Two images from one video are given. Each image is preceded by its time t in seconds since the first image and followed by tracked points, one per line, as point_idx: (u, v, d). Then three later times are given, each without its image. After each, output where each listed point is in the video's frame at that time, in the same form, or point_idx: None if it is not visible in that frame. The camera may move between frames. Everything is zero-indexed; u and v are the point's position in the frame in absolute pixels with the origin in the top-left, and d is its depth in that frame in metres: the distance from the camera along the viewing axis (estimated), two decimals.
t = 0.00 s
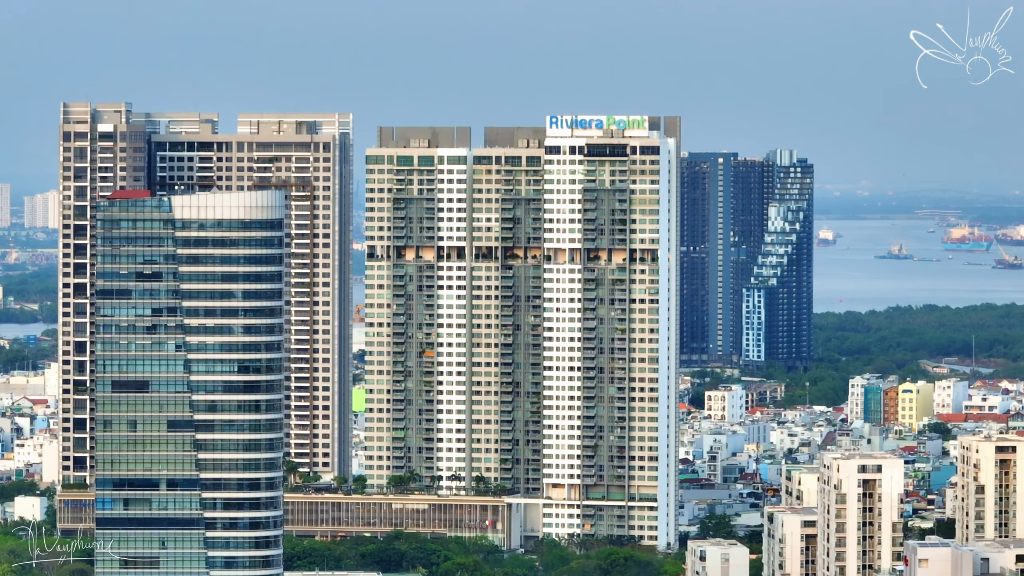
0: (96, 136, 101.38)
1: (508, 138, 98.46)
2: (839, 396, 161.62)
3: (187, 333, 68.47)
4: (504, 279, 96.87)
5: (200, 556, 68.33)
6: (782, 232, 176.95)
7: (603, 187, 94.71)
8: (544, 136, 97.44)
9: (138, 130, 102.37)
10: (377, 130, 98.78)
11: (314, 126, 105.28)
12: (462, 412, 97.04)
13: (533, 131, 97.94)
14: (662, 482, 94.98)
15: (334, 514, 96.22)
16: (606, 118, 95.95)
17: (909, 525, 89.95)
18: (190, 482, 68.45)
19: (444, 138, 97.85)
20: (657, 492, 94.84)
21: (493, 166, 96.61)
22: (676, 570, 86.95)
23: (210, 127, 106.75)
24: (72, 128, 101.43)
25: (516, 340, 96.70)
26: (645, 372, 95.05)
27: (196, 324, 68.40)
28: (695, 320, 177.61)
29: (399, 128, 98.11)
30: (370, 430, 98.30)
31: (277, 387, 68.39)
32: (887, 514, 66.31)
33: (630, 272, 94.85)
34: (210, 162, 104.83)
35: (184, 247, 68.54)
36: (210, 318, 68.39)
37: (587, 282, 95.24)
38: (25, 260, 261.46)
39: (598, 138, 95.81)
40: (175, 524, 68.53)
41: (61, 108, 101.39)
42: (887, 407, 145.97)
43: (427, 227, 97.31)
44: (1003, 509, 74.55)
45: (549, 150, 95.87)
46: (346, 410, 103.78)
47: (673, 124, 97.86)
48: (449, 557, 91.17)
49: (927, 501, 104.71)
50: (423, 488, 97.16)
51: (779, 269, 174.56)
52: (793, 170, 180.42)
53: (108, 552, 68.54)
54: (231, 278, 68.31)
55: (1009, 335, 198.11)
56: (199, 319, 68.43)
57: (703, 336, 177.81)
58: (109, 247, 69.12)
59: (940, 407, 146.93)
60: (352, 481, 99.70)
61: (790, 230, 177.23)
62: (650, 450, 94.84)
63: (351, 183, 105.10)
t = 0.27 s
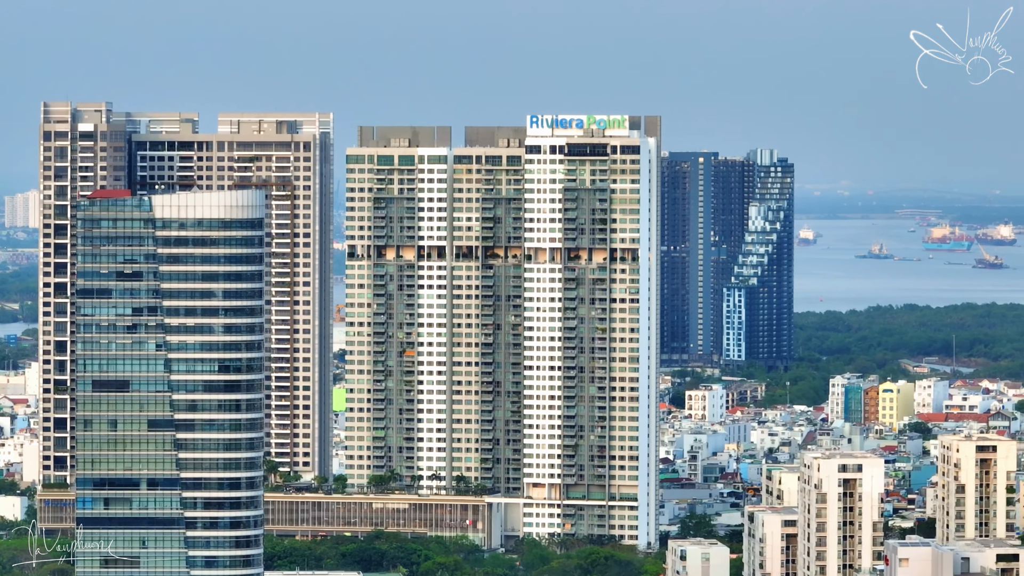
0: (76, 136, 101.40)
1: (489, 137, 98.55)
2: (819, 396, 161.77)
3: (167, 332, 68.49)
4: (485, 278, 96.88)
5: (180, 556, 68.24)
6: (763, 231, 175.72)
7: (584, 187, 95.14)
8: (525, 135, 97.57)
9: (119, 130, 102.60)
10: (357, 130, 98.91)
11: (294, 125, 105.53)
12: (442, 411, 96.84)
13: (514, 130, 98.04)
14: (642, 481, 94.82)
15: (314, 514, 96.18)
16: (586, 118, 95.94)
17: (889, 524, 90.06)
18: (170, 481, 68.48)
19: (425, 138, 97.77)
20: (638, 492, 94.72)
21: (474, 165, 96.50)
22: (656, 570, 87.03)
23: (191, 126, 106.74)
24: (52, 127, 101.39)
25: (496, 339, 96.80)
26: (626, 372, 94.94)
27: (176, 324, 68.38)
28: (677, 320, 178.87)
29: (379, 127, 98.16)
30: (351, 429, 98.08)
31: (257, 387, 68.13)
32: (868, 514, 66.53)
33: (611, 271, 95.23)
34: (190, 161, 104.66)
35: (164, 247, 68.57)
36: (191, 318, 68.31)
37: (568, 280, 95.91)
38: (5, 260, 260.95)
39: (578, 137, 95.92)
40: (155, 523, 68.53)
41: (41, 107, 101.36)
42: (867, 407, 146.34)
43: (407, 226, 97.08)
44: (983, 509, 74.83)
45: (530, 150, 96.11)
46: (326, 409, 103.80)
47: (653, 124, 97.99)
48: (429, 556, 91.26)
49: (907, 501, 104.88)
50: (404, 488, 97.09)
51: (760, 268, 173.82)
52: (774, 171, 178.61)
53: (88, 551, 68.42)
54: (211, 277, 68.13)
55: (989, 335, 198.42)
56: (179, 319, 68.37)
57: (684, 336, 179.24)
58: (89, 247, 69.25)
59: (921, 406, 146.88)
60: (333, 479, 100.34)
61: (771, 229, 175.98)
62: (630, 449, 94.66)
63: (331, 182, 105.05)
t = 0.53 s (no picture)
0: (56, 135, 101.47)
1: (469, 137, 98.64)
2: (799, 396, 161.98)
3: (147, 332, 68.56)
4: (464, 278, 97.06)
5: (160, 555, 68.31)
6: (743, 231, 177.55)
7: (563, 186, 94.91)
8: (504, 135, 97.69)
9: (99, 129, 102.26)
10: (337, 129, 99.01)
11: (275, 125, 105.68)
12: (422, 411, 97.19)
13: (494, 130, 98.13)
14: (622, 482, 94.98)
15: (295, 514, 96.29)
16: (566, 117, 96.06)
17: (868, 524, 90.18)
18: (150, 481, 68.45)
19: (405, 137, 97.79)
20: (617, 492, 94.91)
21: (454, 165, 97.00)
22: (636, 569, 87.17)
23: (171, 125, 106.81)
24: (32, 127, 101.54)
25: (476, 339, 96.83)
26: (605, 372, 95.16)
27: (156, 323, 68.48)
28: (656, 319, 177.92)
29: (360, 127, 98.40)
30: (331, 429, 98.36)
31: (237, 387, 68.33)
32: (848, 513, 66.72)
33: (590, 271, 95.14)
34: (170, 161, 104.75)
35: (144, 246, 68.50)
36: (171, 318, 68.42)
37: (548, 281, 95.48)
38: None
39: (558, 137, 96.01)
40: (135, 523, 68.51)
41: (21, 107, 101.48)
42: (847, 407, 146.28)
43: (387, 226, 97.47)
44: (963, 509, 75.16)
45: (510, 149, 96.18)
46: (306, 409, 103.53)
47: (633, 124, 98.07)
48: (409, 556, 91.34)
49: (887, 501, 105.09)
50: (384, 488, 97.41)
51: (739, 268, 175.07)
52: (754, 169, 179.94)
53: (68, 551, 68.41)
54: (191, 277, 68.28)
55: (969, 335, 198.78)
56: (159, 319, 68.48)
57: (664, 335, 178.24)
58: (69, 246, 69.05)
59: (900, 406, 147.76)
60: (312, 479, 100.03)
61: (751, 229, 177.87)
62: (610, 449, 94.96)
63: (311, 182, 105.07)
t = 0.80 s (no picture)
0: (36, 135, 101.73)
1: (449, 137, 98.88)
2: (779, 395, 162.18)
3: (127, 331, 68.43)
4: (445, 277, 97.01)
5: (140, 555, 68.19)
6: (724, 231, 176.76)
7: (543, 185, 95.25)
8: (485, 135, 97.95)
9: (79, 129, 103.38)
10: (317, 129, 99.11)
11: (255, 124, 105.37)
12: (402, 410, 96.99)
13: (474, 130, 98.35)
14: (602, 481, 94.97)
15: (275, 513, 96.12)
16: (546, 117, 96.25)
17: (849, 524, 90.18)
18: (131, 480, 68.42)
19: (385, 137, 97.94)
20: (598, 492, 94.93)
21: (434, 165, 96.89)
22: (616, 569, 87.28)
23: (151, 125, 106.88)
24: (13, 126, 101.35)
25: (457, 338, 96.93)
26: (586, 371, 95.18)
27: (137, 323, 68.29)
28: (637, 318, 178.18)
29: (340, 126, 98.51)
30: (311, 429, 98.43)
31: (217, 386, 68.10)
32: (828, 513, 66.77)
33: (570, 271, 95.45)
34: (151, 160, 105.13)
35: (124, 246, 68.38)
36: (151, 317, 68.21)
37: (528, 279, 96.09)
38: None
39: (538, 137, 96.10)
40: (115, 522, 68.55)
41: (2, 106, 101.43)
42: (827, 407, 146.09)
43: (368, 224, 97.42)
44: (943, 509, 75.26)
45: (490, 149, 96.24)
46: (286, 408, 103.67)
47: (613, 123, 98.18)
48: (389, 556, 91.41)
49: (867, 501, 105.21)
50: (364, 487, 97.36)
51: (720, 268, 174.78)
52: (734, 169, 180.17)
53: (49, 551, 68.62)
54: (172, 276, 67.97)
55: (949, 335, 199.04)
56: (139, 318, 68.29)
57: (644, 335, 178.91)
58: (50, 246, 69.20)
59: (881, 405, 147.96)
60: (292, 479, 99.93)
61: (731, 229, 177.12)
62: (591, 449, 94.91)
63: (292, 182, 105.03)
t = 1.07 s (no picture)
0: (17, 134, 101.53)
1: (429, 136, 98.89)
2: (759, 395, 162.40)
3: (108, 331, 68.32)
4: (425, 277, 97.22)
5: (121, 554, 68.39)
6: (704, 229, 178.23)
7: (524, 185, 95.23)
8: (466, 134, 98.09)
9: (59, 128, 103.11)
10: (298, 128, 99.21)
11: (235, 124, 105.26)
12: (382, 409, 97.20)
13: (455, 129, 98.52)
14: (583, 481, 94.94)
15: (254, 513, 96.38)
16: (527, 117, 96.06)
17: (829, 523, 90.36)
18: (111, 480, 68.41)
19: (365, 137, 98.55)
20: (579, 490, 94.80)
21: (414, 165, 97.23)
22: (597, 569, 87.31)
23: (132, 125, 107.00)
24: None
25: (437, 337, 97.09)
26: (566, 371, 95.22)
27: (117, 322, 68.25)
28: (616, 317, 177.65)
29: (321, 125, 98.76)
30: (292, 428, 98.51)
31: (197, 385, 68.25)
32: (809, 513, 67.07)
33: (551, 270, 95.36)
34: (131, 160, 105.17)
35: (105, 245, 68.29)
36: (131, 316, 68.21)
37: (508, 279, 95.64)
38: None
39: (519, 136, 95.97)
40: (96, 522, 68.53)
41: None
42: (808, 406, 146.90)
43: (348, 224, 97.71)
44: (923, 508, 75.50)
45: (471, 149, 96.32)
46: (268, 407, 103.52)
47: (594, 123, 98.30)
48: (370, 555, 91.44)
49: (848, 501, 105.42)
50: (345, 487, 97.57)
51: (700, 267, 175.71)
52: (714, 169, 181.79)
53: (28, 550, 68.54)
54: (152, 276, 68.14)
55: (929, 335, 199.44)
56: (120, 318, 68.25)
57: (625, 334, 178.21)
58: (30, 245, 68.78)
59: (862, 405, 147.93)
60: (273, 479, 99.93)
61: (711, 228, 178.58)
62: (571, 448, 94.83)
63: (272, 182, 104.94)
